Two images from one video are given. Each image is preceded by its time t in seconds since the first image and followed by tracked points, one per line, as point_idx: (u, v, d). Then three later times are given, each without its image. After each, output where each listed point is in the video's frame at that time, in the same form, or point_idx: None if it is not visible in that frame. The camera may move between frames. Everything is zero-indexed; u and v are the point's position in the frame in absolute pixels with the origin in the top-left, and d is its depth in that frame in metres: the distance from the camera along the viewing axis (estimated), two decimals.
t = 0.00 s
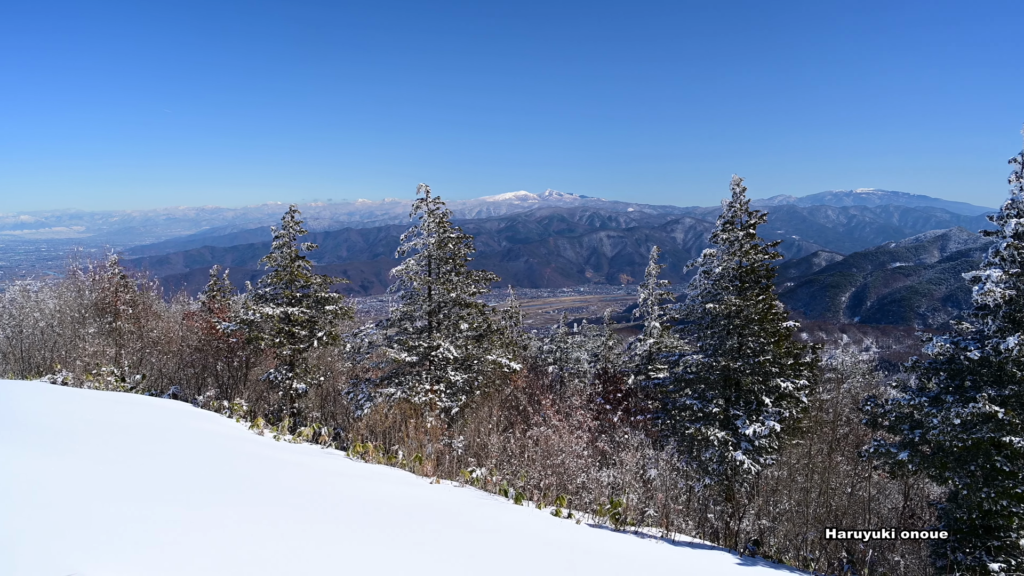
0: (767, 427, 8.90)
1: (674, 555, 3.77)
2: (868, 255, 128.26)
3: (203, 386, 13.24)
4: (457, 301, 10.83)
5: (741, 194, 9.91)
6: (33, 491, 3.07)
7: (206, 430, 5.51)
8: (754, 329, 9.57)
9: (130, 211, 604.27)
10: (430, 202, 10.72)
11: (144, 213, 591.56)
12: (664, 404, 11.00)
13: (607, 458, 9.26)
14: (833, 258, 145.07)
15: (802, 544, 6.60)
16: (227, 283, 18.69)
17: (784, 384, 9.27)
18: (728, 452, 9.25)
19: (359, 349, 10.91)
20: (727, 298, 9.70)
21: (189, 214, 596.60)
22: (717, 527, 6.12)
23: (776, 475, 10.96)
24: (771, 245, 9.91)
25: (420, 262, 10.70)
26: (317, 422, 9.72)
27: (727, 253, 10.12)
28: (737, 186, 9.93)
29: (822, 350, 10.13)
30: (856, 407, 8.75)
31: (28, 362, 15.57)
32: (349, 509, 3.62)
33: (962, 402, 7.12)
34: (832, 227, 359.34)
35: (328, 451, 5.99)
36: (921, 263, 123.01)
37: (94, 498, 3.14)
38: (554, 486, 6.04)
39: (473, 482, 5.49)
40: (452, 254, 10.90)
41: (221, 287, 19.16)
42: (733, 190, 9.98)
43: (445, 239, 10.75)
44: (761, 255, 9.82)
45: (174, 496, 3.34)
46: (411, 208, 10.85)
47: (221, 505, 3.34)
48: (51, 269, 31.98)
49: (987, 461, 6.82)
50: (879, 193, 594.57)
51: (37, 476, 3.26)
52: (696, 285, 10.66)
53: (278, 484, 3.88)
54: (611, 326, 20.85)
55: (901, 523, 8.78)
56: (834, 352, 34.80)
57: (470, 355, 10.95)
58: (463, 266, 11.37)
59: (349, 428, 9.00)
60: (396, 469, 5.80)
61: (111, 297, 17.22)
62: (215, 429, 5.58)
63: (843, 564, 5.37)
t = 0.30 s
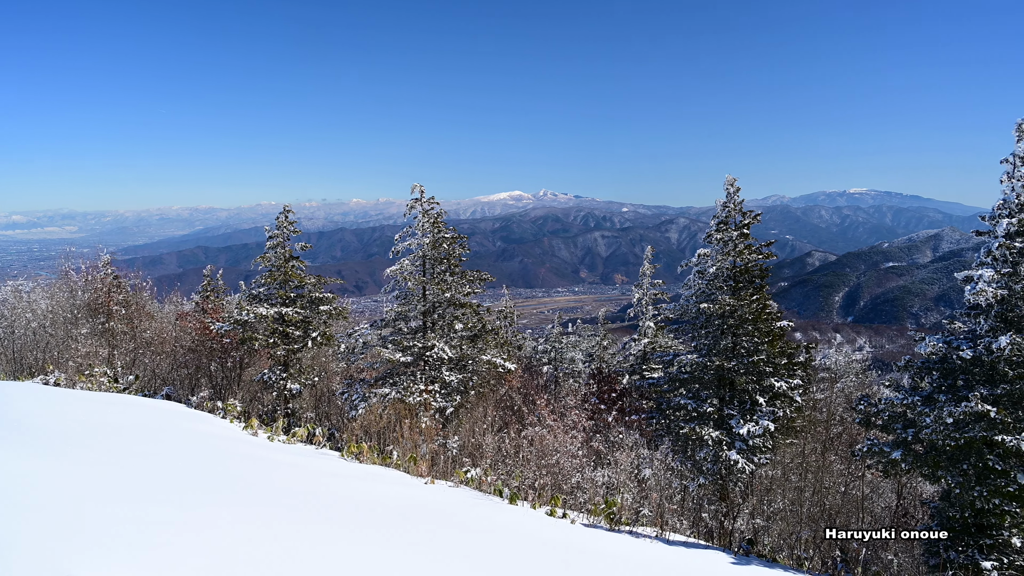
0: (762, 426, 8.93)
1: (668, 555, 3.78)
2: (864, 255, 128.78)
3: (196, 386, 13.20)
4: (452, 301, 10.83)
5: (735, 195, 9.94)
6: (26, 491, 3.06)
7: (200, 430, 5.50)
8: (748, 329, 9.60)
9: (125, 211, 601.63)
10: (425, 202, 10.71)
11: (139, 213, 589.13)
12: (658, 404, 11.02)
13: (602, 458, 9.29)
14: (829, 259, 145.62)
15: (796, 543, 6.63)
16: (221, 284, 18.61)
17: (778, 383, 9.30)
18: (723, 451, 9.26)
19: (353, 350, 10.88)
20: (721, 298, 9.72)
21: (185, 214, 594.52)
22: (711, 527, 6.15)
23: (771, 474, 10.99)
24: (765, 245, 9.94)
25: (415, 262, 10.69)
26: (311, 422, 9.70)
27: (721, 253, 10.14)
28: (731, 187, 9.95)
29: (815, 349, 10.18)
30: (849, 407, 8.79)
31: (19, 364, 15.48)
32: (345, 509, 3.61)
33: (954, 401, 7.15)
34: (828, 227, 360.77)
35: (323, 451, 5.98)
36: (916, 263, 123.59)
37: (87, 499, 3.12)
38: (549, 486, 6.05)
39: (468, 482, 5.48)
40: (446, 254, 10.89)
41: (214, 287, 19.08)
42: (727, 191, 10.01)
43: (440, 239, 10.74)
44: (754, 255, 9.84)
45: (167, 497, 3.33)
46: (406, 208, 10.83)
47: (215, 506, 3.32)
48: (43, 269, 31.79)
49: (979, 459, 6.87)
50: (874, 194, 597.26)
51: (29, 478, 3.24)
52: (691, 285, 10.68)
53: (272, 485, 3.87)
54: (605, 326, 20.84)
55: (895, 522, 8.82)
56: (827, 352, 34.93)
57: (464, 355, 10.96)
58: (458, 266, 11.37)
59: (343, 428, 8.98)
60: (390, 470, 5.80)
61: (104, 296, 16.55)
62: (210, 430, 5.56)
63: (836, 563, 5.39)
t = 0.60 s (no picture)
0: (755, 425, 8.95)
1: (662, 554, 3.79)
2: (859, 255, 129.35)
3: (190, 387, 13.14)
4: (446, 301, 10.83)
5: (729, 195, 9.96)
6: (16, 493, 3.04)
7: (193, 431, 5.48)
8: (742, 329, 9.63)
9: (121, 211, 598.90)
10: (419, 202, 10.70)
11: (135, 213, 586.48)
12: (653, 404, 11.04)
13: (596, 458, 9.31)
14: (824, 259, 146.22)
15: (789, 542, 6.64)
16: (214, 284, 18.52)
17: (771, 383, 9.33)
18: (717, 451, 9.28)
19: (347, 350, 10.86)
20: (715, 298, 9.73)
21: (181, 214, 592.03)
22: (706, 526, 6.17)
23: (765, 473, 11.02)
24: (758, 245, 9.97)
25: (409, 262, 10.68)
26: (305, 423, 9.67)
27: (715, 253, 10.16)
28: (725, 187, 9.97)
29: (808, 349, 10.23)
30: (842, 406, 8.82)
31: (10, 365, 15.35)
32: (339, 510, 3.60)
33: (946, 400, 7.19)
34: (824, 227, 362.10)
35: (317, 452, 5.97)
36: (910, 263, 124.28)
37: (79, 500, 3.11)
38: (543, 486, 6.06)
39: (463, 482, 5.48)
40: (441, 255, 10.88)
41: (207, 288, 18.99)
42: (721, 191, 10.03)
43: (434, 239, 10.72)
44: (748, 255, 9.87)
45: (159, 498, 3.32)
46: (400, 208, 10.82)
47: (208, 507, 3.31)
48: (35, 269, 31.53)
49: (971, 458, 6.91)
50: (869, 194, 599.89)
51: (20, 479, 3.22)
52: (685, 285, 10.70)
53: (265, 486, 3.85)
54: (600, 326, 20.87)
55: (888, 520, 8.86)
56: (820, 352, 35.09)
57: (458, 355, 10.97)
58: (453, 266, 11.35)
59: (338, 429, 8.96)
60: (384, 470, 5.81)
61: (97, 297, 16.67)
62: (202, 431, 5.53)
63: (829, 562, 5.41)
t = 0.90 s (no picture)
0: (749, 424, 8.98)
1: (657, 553, 3.79)
2: (854, 255, 129.94)
3: (183, 387, 13.09)
4: (440, 302, 10.82)
5: (722, 195, 9.99)
6: (8, 494, 3.03)
7: (187, 432, 5.47)
8: (735, 329, 9.65)
9: (116, 211, 596.33)
10: (413, 202, 10.69)
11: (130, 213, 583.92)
12: (647, 404, 11.07)
13: (591, 458, 9.34)
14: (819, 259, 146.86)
15: (783, 540, 6.67)
16: (207, 284, 18.44)
17: (765, 382, 9.36)
18: (711, 450, 9.29)
19: (341, 350, 10.84)
20: (709, 298, 9.75)
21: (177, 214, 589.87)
22: (700, 526, 6.20)
23: (759, 472, 11.06)
24: (752, 245, 10.00)
25: (403, 262, 10.66)
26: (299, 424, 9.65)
27: (709, 252, 10.17)
28: (718, 187, 10.00)
29: (802, 348, 10.27)
30: (836, 405, 8.85)
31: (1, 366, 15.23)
32: (334, 511, 3.60)
33: (939, 399, 7.23)
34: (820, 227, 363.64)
35: (311, 453, 5.96)
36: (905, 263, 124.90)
37: (72, 500, 3.10)
38: (538, 486, 6.08)
39: (458, 482, 5.47)
40: (435, 255, 10.86)
41: (200, 288, 18.91)
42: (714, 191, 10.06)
43: (428, 239, 10.71)
44: (742, 255, 9.90)
45: (153, 498, 3.32)
46: (394, 208, 10.80)
47: (202, 508, 3.31)
48: (26, 270, 31.31)
49: (964, 457, 6.96)
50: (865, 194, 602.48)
51: (12, 480, 3.21)
52: (679, 285, 10.72)
53: (259, 487, 3.85)
54: (595, 326, 20.90)
55: (881, 519, 8.92)
56: (814, 351, 35.20)
57: (453, 355, 10.99)
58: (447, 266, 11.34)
59: (332, 429, 8.95)
60: (379, 470, 5.82)
61: (89, 297, 16.62)
62: (196, 432, 5.52)
63: (824, 561, 5.44)
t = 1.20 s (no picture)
0: (743, 424, 9.01)
1: (651, 553, 3.80)
2: (849, 254, 130.41)
3: (177, 388, 13.04)
4: (435, 302, 10.82)
5: (716, 195, 10.02)
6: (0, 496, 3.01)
7: (180, 433, 5.44)
8: (729, 329, 9.68)
9: (111, 211, 593.73)
10: (408, 202, 10.69)
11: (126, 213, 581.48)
12: (642, 403, 11.09)
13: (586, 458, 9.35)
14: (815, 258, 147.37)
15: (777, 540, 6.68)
16: (201, 284, 18.37)
17: (759, 382, 9.39)
18: (705, 450, 9.31)
19: (336, 350, 10.82)
20: (703, 298, 9.78)
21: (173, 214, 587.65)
22: (694, 525, 6.22)
23: (753, 472, 11.09)
24: (746, 245, 10.04)
25: (398, 262, 10.66)
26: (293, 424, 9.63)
27: (703, 252, 10.20)
28: (712, 187, 10.03)
29: (796, 348, 10.31)
30: (829, 405, 8.88)
31: None
32: (330, 512, 3.59)
33: (931, 398, 7.27)
34: (816, 227, 365.03)
35: (306, 454, 5.96)
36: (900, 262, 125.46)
37: (66, 502, 3.09)
38: (533, 486, 6.09)
39: (452, 483, 5.46)
40: (429, 255, 10.86)
41: (194, 288, 18.83)
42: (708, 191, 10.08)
43: (423, 239, 10.70)
44: (736, 255, 9.94)
45: (148, 500, 3.31)
46: (388, 208, 10.79)
47: (197, 509, 3.30)
48: (18, 271, 31.08)
49: (956, 456, 7.00)
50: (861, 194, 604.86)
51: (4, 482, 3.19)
52: (673, 285, 10.74)
53: (253, 488, 3.84)
54: (590, 326, 20.92)
55: (874, 518, 8.97)
56: (808, 351, 35.30)
57: (448, 355, 10.99)
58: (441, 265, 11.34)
59: (326, 430, 8.93)
60: (373, 470, 5.82)
61: (82, 298, 16.56)
62: (190, 434, 5.49)
63: (816, 559, 5.46)
